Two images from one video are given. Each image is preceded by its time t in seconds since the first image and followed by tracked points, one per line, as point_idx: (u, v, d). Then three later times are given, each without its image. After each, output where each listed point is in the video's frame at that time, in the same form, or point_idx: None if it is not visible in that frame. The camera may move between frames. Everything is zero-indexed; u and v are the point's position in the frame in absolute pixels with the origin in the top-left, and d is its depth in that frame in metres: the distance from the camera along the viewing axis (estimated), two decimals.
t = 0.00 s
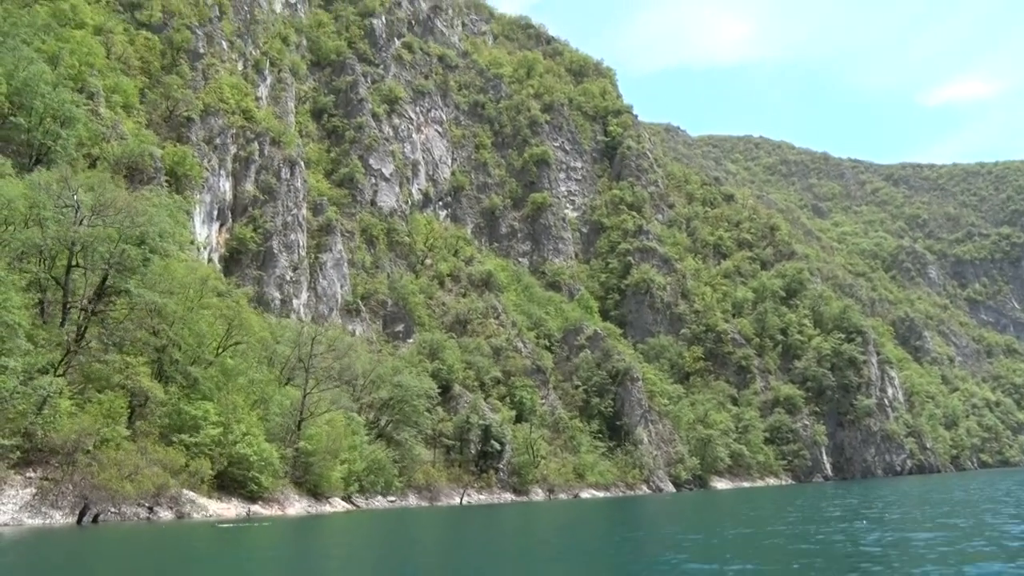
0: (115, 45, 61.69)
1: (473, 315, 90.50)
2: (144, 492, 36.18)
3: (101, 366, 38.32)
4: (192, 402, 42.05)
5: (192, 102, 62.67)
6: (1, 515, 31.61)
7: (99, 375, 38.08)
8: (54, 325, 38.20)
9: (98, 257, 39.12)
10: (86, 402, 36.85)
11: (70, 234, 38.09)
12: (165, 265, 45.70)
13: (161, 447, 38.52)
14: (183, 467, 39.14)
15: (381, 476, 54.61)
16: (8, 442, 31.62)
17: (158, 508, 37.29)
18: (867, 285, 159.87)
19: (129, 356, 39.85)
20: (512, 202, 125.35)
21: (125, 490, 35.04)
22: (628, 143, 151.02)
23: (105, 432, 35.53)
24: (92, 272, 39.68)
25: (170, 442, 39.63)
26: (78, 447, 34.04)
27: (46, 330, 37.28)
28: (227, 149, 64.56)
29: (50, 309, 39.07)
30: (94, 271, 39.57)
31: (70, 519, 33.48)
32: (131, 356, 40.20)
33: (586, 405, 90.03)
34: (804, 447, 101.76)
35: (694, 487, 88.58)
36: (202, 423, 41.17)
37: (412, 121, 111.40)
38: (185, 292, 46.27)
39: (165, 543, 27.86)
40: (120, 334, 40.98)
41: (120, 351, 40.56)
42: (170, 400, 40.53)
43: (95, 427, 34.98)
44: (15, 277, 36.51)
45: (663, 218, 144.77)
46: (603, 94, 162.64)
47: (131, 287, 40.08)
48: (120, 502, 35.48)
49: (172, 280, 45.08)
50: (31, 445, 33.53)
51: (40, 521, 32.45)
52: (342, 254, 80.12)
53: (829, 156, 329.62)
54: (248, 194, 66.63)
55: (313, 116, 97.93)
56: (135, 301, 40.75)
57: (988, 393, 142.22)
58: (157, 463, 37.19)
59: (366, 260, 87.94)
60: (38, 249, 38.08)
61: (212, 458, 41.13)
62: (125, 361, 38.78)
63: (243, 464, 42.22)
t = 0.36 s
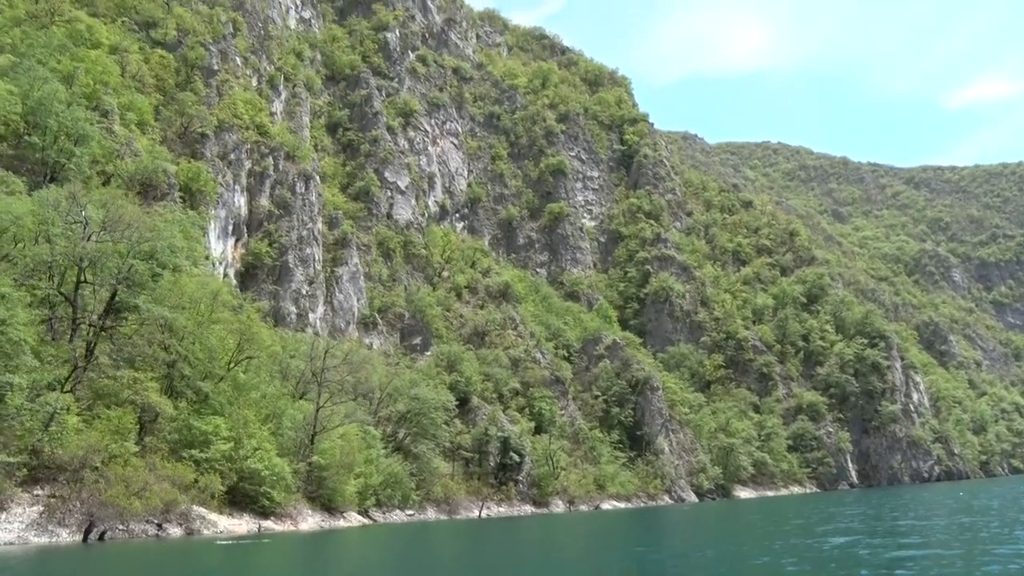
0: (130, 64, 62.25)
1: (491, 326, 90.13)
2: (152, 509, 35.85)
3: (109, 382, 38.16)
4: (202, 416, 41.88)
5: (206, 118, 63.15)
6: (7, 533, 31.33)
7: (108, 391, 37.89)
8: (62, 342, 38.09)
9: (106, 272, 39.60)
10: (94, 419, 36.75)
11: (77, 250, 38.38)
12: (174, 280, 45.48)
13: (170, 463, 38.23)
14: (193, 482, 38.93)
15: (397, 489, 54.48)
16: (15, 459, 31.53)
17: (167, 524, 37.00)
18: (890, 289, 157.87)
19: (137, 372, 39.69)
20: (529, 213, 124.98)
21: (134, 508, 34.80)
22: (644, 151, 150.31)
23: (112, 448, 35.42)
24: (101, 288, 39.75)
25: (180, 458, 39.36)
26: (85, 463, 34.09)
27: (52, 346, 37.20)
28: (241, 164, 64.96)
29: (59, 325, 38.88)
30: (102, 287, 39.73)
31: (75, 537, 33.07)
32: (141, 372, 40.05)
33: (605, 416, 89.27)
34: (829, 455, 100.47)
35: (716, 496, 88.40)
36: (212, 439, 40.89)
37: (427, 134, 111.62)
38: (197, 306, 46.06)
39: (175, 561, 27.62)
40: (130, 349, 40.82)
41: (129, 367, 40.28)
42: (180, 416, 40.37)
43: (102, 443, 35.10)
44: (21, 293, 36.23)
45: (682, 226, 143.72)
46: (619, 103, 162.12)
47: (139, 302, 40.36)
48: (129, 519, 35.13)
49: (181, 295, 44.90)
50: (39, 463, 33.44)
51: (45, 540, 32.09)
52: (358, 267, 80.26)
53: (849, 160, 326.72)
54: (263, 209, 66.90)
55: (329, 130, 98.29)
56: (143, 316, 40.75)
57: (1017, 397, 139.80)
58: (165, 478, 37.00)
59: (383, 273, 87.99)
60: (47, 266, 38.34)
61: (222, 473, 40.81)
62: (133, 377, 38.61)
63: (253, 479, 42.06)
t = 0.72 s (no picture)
0: (144, 80, 62.78)
1: (507, 338, 89.75)
2: (156, 524, 35.62)
3: (114, 396, 38.14)
4: (207, 429, 41.72)
5: (220, 134, 63.52)
6: (8, 550, 31.12)
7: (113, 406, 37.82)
8: (69, 357, 37.99)
9: (110, 286, 39.16)
10: (98, 434, 36.69)
11: (83, 264, 38.07)
12: (182, 294, 45.41)
13: (175, 478, 37.97)
14: (199, 497, 38.70)
15: (411, 504, 54.28)
16: (16, 475, 31.37)
17: (173, 539, 36.70)
18: (911, 297, 156.04)
19: (142, 386, 39.51)
20: (546, 224, 124.57)
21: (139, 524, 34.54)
22: (660, 160, 149.56)
23: (115, 463, 35.08)
24: (107, 303, 39.64)
25: (186, 473, 39.13)
26: (88, 478, 33.93)
27: (56, 361, 37.07)
28: (255, 178, 65.19)
29: (67, 339, 38.66)
30: (110, 301, 39.65)
31: (77, 553, 32.75)
32: (146, 387, 39.96)
33: (623, 427, 88.37)
34: (850, 465, 99.26)
35: (736, 507, 87.50)
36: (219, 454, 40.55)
37: (442, 146, 111.82)
38: (203, 320, 45.90)
39: None
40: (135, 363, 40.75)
41: (136, 381, 40.24)
42: (187, 430, 40.24)
43: (106, 458, 35.02)
44: (25, 307, 36.17)
45: (699, 235, 142.62)
46: (634, 112, 161.64)
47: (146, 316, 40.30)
48: (134, 534, 34.92)
49: (189, 309, 44.84)
50: (42, 478, 33.17)
51: (48, 556, 31.81)
52: (373, 281, 80.32)
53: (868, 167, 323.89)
54: (277, 222, 67.09)
55: (344, 144, 98.68)
56: (149, 330, 40.59)
57: None
58: (171, 492, 36.69)
59: (398, 286, 87.97)
60: (53, 279, 38.05)
61: (228, 487, 40.57)
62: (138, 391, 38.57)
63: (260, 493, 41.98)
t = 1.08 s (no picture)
0: (156, 95, 63.24)
1: (521, 349, 89.33)
2: (160, 538, 35.39)
3: (120, 410, 37.85)
4: (214, 443, 41.61)
5: (231, 147, 63.82)
6: (9, 565, 29.98)
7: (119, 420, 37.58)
8: (74, 371, 37.80)
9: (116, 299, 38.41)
10: (102, 448, 36.35)
11: (88, 277, 37.15)
12: (187, 307, 45.38)
13: (180, 492, 37.81)
14: (205, 511, 38.67)
15: (424, 515, 54.15)
16: (18, 489, 30.73)
17: (178, 553, 36.55)
18: (930, 303, 154.42)
19: (147, 400, 39.25)
20: (560, 234, 124.26)
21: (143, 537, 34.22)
22: (675, 168, 148.90)
23: (119, 478, 34.58)
24: (112, 316, 39.18)
25: (192, 486, 39.00)
26: (91, 493, 33.40)
27: (60, 375, 37.11)
28: (267, 192, 65.43)
29: (71, 352, 38.47)
30: (115, 315, 39.28)
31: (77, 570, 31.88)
32: (151, 401, 39.81)
33: (639, 437, 87.68)
34: (871, 473, 98.15)
35: (755, 517, 86.57)
36: (224, 468, 40.46)
37: (455, 158, 111.91)
38: (210, 333, 45.60)
39: None
40: (141, 377, 40.67)
41: (141, 394, 40.15)
42: (193, 444, 40.12)
43: (110, 472, 34.48)
44: (28, 322, 35.45)
45: (714, 243, 141.71)
46: (648, 121, 161.16)
47: (152, 330, 39.79)
48: (138, 549, 34.56)
49: (195, 322, 44.71)
50: (45, 493, 32.81)
51: (49, 571, 30.75)
52: (386, 292, 80.37)
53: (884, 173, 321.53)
54: (290, 235, 67.31)
55: (356, 156, 98.97)
56: (154, 344, 40.19)
57: None
58: (176, 505, 36.69)
59: (412, 297, 87.91)
60: (58, 293, 37.30)
61: (233, 500, 40.53)
62: (144, 404, 38.16)
63: (267, 506, 41.99)
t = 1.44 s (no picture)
0: (166, 102, 63.39)
1: (533, 354, 88.75)
2: (158, 545, 34.64)
3: (120, 416, 37.52)
4: (216, 449, 41.49)
5: (240, 153, 63.92)
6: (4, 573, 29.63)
7: (119, 425, 37.38)
8: (75, 377, 37.51)
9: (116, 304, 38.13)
10: (101, 454, 36.06)
11: (89, 282, 37.32)
12: (190, 313, 45.25)
13: (180, 499, 37.91)
14: (205, 518, 38.50)
15: (432, 522, 54.16)
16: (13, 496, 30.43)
17: (177, 561, 36.17)
18: (947, 306, 152.89)
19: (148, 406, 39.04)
20: (572, 239, 123.78)
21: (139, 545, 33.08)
22: (688, 172, 148.00)
23: (117, 484, 34.25)
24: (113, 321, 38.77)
25: (192, 493, 38.96)
26: (88, 500, 32.95)
27: (60, 380, 36.57)
28: (277, 198, 65.39)
29: (73, 358, 37.98)
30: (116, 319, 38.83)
31: None
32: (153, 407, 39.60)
33: (652, 442, 87.00)
34: (887, 479, 97.17)
35: (770, 523, 85.77)
36: (226, 474, 40.33)
37: (467, 163, 111.74)
38: (214, 339, 45.25)
39: None
40: (144, 382, 40.64)
41: (144, 400, 40.05)
42: (194, 450, 40.08)
43: (108, 478, 34.16)
44: (27, 327, 35.04)
45: (728, 247, 140.67)
46: (660, 125, 160.50)
47: (153, 335, 39.47)
48: (136, 557, 33.56)
49: (198, 327, 44.54)
50: (42, 499, 32.52)
51: None
52: (396, 298, 80.25)
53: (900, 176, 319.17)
54: (300, 241, 67.33)
55: (368, 162, 98.96)
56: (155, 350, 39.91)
57: None
58: (176, 510, 36.69)
59: (423, 303, 87.67)
60: (58, 299, 37.18)
61: (232, 506, 40.43)
62: (144, 410, 38.01)
63: (269, 512, 42.03)
